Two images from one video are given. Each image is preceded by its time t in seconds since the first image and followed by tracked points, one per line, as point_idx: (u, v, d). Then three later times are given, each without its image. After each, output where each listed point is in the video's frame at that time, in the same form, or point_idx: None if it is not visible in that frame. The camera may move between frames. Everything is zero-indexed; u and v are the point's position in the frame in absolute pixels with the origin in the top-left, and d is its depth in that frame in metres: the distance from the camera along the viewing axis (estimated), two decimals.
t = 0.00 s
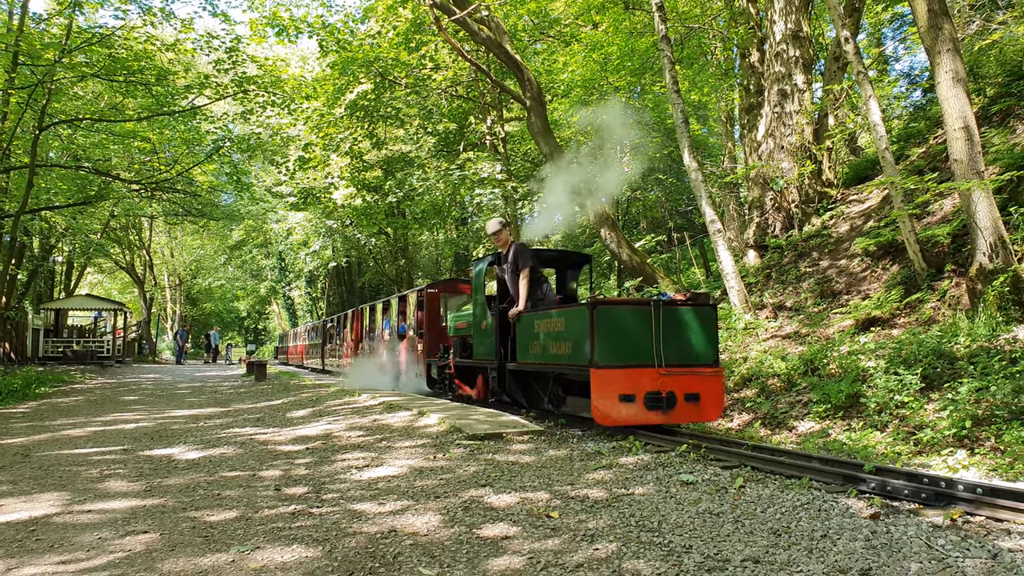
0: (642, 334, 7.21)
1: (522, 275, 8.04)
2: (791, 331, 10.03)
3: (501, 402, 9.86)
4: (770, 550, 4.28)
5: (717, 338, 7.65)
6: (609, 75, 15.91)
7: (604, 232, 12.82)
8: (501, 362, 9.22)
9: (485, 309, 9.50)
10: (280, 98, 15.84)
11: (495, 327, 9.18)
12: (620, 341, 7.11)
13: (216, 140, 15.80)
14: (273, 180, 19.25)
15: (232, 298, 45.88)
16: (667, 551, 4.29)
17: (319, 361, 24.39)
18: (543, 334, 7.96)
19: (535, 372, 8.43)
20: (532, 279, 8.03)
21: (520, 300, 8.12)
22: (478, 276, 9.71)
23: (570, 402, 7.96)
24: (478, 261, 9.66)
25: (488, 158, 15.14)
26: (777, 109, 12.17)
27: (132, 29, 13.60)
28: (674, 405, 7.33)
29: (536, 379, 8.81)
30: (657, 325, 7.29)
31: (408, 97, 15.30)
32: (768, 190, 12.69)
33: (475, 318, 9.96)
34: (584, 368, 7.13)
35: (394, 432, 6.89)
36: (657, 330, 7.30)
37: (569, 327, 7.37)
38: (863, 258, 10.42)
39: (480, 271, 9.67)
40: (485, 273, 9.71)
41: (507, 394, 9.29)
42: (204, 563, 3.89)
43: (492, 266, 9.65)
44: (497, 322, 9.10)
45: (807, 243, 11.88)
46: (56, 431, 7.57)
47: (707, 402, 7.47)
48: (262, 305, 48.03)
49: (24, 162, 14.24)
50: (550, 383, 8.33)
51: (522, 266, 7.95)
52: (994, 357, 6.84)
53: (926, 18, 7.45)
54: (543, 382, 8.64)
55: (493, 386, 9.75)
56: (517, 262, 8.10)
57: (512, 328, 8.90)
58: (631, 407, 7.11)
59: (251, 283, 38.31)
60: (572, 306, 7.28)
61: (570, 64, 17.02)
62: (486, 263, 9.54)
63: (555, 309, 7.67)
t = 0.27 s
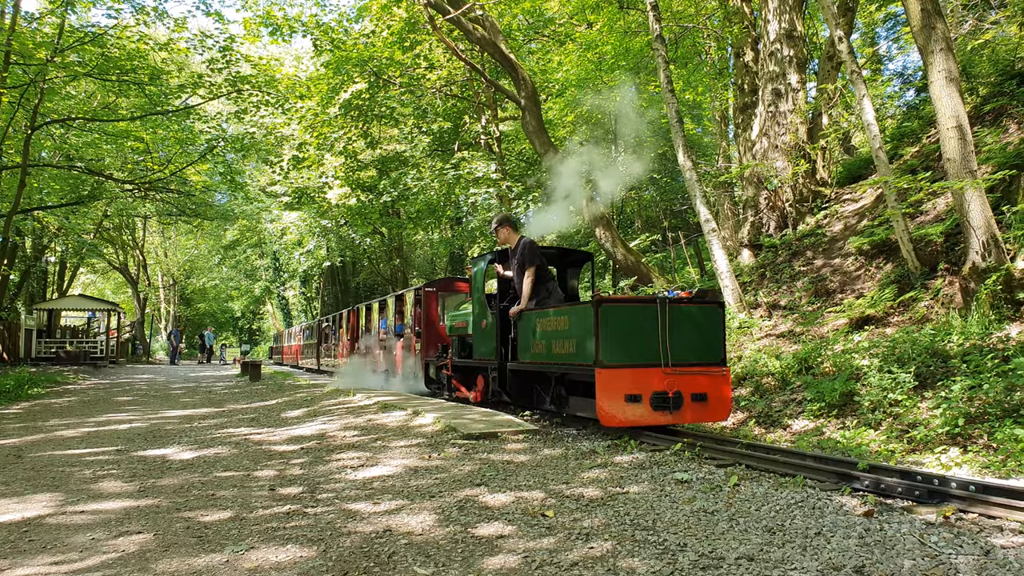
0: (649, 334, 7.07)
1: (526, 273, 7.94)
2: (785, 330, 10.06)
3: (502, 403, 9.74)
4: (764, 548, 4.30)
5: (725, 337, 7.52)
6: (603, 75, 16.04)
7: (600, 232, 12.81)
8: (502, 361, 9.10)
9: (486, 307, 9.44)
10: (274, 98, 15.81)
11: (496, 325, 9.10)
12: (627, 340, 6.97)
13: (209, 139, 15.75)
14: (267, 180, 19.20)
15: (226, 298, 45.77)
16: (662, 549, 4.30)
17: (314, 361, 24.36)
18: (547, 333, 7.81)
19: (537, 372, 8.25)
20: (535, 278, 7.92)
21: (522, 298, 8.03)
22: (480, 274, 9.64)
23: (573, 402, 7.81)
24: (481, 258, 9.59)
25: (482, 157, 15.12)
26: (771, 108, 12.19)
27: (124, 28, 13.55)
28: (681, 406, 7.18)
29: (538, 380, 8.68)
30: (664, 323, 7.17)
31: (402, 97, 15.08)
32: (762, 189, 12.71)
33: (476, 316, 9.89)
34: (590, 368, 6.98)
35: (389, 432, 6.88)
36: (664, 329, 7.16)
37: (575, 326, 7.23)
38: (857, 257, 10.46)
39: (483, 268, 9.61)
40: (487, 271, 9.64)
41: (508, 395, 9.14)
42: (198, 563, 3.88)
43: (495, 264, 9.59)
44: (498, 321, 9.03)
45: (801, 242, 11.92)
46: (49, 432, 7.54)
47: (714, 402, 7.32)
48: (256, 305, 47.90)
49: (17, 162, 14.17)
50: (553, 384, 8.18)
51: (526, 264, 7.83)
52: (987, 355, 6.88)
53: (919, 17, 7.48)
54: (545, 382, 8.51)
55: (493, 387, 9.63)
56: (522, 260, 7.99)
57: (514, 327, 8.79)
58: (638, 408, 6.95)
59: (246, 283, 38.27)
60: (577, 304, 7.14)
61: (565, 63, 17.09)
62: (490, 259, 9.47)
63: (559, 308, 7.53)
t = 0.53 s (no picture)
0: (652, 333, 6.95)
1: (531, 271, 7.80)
2: (776, 330, 10.10)
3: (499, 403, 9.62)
4: (754, 547, 4.31)
5: (728, 337, 7.42)
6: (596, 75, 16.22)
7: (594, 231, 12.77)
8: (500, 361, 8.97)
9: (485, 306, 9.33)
10: (265, 96, 15.73)
11: (495, 324, 8.98)
12: (629, 339, 6.86)
13: (200, 138, 15.67)
14: (258, 178, 19.13)
15: (217, 297, 45.57)
16: (652, 548, 4.31)
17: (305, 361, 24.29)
18: (547, 332, 7.69)
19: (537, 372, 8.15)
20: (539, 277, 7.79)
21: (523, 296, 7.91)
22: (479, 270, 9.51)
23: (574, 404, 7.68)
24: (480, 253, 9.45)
25: (473, 156, 15.06)
26: (763, 109, 12.22)
27: (114, 25, 13.46)
28: (685, 407, 7.07)
29: (536, 380, 8.56)
30: (668, 322, 7.06)
31: (394, 95, 15.06)
32: (753, 190, 12.74)
33: (472, 314, 9.76)
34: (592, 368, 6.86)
35: (381, 432, 6.87)
36: (667, 328, 7.05)
37: (577, 325, 7.10)
38: (847, 257, 10.52)
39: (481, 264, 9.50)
40: (485, 268, 9.52)
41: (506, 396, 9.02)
42: (187, 563, 3.87)
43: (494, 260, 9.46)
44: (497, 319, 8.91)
45: (792, 242, 11.97)
46: (37, 431, 7.48)
47: (719, 403, 7.22)
48: (247, 304, 47.68)
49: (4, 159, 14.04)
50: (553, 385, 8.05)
51: (532, 262, 7.69)
52: (975, 355, 6.94)
53: (909, 19, 7.53)
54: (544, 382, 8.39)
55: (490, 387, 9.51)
56: (526, 257, 7.84)
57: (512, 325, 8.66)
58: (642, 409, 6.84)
59: (236, 283, 38.10)
60: (579, 302, 7.02)
61: (557, 63, 17.18)
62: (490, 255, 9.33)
63: (561, 306, 7.40)
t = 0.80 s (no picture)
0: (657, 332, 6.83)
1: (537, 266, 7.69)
2: (767, 329, 10.14)
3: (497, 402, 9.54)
4: (744, 545, 4.33)
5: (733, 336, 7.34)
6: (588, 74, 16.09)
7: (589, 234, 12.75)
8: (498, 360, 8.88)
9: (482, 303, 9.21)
10: (256, 93, 15.67)
11: (493, 322, 8.86)
12: (633, 338, 6.74)
13: (190, 134, 15.59)
14: (249, 176, 19.05)
15: (207, 295, 45.36)
16: (643, 546, 4.32)
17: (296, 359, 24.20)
18: (548, 330, 7.55)
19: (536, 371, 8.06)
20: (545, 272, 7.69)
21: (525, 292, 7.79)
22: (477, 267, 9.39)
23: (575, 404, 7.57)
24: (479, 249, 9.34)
25: (466, 155, 15.06)
26: (754, 109, 12.25)
27: (104, 21, 13.38)
28: (688, 407, 6.98)
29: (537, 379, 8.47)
30: (671, 320, 6.97)
31: (387, 92, 15.29)
32: (744, 189, 12.76)
33: (470, 311, 9.65)
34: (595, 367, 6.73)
35: (372, 430, 6.86)
36: (671, 327, 6.95)
37: (579, 323, 6.97)
38: (837, 257, 10.57)
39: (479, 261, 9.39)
40: (483, 264, 9.42)
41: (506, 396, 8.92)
42: (176, 561, 3.85)
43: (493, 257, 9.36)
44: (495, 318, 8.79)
45: (782, 242, 12.01)
46: (24, 429, 7.43)
47: (723, 403, 7.14)
48: (238, 302, 47.47)
49: None
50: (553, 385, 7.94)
51: (538, 256, 7.58)
52: (963, 355, 6.99)
53: (900, 20, 7.56)
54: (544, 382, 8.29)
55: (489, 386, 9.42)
56: (533, 252, 7.73)
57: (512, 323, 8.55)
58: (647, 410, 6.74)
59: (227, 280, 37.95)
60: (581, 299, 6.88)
61: (548, 61, 17.25)
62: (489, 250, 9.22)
63: (563, 304, 7.27)
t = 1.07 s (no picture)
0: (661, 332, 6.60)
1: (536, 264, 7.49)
2: (756, 329, 10.18)
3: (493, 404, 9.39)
4: (732, 545, 4.34)
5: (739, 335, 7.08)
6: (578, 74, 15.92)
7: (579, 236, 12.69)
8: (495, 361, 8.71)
9: (478, 302, 8.99)
10: (245, 92, 15.62)
11: (489, 322, 8.66)
12: (636, 338, 6.51)
13: (178, 133, 15.51)
14: (237, 175, 18.96)
15: (195, 294, 45.11)
16: (631, 546, 4.32)
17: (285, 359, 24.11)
18: (548, 330, 7.34)
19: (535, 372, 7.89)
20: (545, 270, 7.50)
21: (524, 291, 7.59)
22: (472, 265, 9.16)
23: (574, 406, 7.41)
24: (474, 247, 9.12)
25: (456, 155, 15.08)
26: (743, 110, 12.30)
27: (90, 19, 13.28)
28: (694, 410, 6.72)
29: (534, 380, 8.30)
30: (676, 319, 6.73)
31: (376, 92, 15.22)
32: (733, 190, 12.80)
33: (465, 311, 9.44)
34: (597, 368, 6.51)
35: (360, 431, 6.83)
36: (676, 326, 6.71)
37: (580, 322, 6.75)
38: (826, 257, 10.63)
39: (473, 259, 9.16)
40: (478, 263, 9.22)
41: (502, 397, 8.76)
42: (162, 563, 3.82)
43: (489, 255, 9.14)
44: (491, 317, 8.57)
45: (771, 242, 12.06)
46: (8, 431, 7.35)
47: (731, 405, 6.88)
48: (226, 301, 47.25)
49: None
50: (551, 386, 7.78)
51: (538, 254, 7.38)
52: (950, 355, 7.05)
53: (887, 22, 7.60)
54: (541, 383, 8.14)
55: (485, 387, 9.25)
56: (532, 250, 7.53)
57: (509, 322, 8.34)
58: (650, 412, 6.51)
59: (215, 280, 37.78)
60: (583, 298, 6.65)
61: (539, 63, 17.37)
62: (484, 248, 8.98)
63: (563, 303, 7.05)
